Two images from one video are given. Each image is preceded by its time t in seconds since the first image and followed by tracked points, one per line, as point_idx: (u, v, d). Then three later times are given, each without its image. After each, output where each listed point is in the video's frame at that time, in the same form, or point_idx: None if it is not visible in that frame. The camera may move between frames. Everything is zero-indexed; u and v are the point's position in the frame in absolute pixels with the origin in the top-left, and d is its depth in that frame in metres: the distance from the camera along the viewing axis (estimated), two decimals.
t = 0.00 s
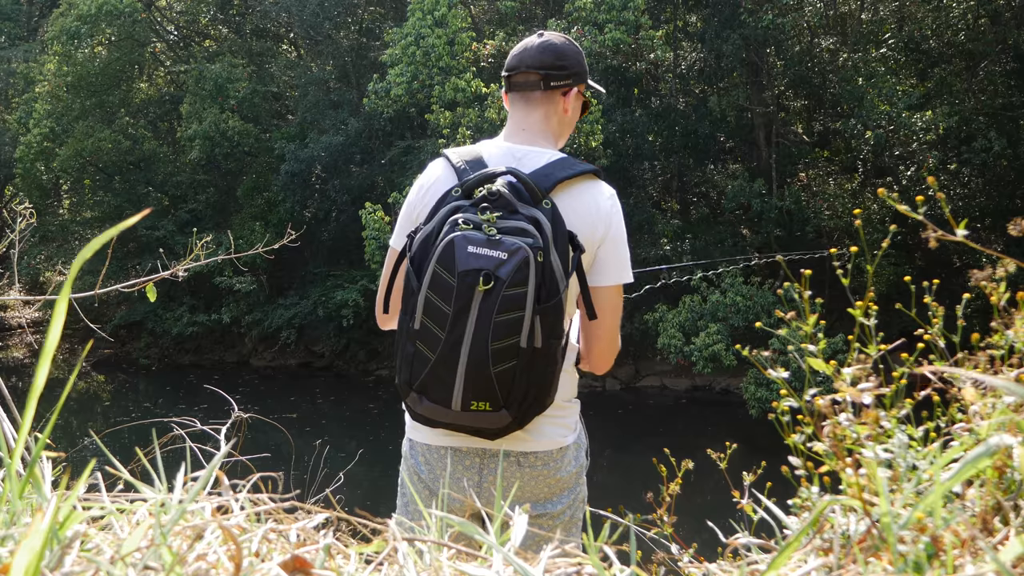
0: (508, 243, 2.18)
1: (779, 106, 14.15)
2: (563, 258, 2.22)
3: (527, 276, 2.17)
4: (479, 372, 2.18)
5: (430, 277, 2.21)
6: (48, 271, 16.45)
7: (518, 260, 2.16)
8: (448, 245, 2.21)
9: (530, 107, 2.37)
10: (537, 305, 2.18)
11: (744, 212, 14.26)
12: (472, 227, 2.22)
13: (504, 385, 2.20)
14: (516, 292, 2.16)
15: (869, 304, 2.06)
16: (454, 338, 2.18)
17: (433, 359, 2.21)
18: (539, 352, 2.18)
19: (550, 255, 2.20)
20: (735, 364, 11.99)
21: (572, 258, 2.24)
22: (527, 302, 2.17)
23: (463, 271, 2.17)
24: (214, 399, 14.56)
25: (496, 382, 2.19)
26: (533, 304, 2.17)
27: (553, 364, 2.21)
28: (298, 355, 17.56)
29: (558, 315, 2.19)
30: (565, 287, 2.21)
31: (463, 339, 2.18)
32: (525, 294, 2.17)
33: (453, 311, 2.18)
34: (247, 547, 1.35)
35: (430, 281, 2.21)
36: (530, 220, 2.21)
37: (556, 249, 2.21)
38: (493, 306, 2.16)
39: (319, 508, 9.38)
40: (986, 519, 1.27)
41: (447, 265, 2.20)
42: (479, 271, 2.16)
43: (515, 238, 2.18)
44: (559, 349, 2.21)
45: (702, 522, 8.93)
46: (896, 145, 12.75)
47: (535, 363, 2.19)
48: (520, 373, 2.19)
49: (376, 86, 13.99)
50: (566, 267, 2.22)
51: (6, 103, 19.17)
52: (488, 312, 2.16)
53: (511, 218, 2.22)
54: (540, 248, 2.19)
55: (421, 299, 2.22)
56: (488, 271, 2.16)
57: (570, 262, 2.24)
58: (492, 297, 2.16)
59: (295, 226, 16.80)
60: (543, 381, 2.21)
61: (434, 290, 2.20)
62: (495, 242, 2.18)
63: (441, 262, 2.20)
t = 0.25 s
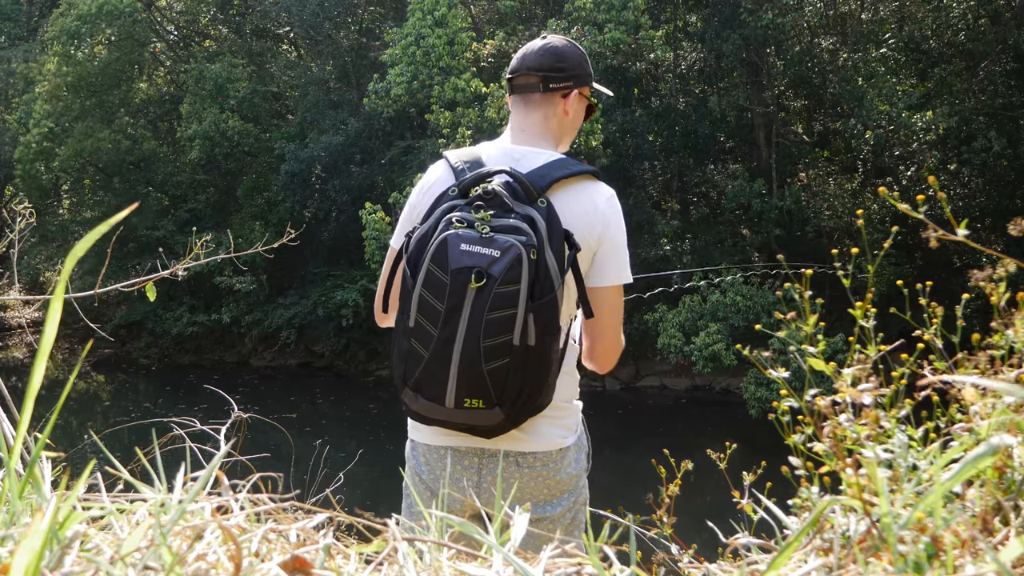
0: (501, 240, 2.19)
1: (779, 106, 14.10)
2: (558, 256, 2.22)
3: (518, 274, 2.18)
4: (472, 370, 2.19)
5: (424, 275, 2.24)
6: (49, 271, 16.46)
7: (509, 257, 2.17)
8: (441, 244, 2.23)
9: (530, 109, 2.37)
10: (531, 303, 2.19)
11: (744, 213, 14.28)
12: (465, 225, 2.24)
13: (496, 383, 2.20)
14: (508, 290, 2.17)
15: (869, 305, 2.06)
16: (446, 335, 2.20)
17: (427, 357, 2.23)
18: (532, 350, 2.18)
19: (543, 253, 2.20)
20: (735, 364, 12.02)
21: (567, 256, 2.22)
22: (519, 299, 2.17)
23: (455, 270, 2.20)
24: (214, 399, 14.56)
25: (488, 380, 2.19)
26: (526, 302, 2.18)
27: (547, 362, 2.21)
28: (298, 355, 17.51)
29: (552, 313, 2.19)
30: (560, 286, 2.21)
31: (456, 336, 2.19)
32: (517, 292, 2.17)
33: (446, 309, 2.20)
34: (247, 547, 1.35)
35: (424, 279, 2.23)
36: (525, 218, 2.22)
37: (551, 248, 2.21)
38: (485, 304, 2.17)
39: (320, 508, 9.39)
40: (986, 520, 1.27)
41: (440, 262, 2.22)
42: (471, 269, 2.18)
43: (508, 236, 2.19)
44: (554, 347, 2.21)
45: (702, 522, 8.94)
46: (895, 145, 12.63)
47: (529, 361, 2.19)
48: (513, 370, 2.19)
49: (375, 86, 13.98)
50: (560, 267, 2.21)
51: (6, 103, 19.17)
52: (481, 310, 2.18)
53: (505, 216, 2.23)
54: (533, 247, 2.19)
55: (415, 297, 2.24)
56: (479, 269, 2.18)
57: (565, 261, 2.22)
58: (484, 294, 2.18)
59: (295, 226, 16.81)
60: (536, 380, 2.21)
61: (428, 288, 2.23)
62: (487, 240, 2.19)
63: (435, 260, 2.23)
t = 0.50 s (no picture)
0: (500, 239, 2.20)
1: (779, 105, 14.04)
2: (558, 254, 2.22)
3: (517, 271, 2.18)
4: (470, 367, 2.20)
5: (423, 273, 2.25)
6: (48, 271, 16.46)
7: (508, 255, 2.18)
8: (440, 241, 2.24)
9: (534, 111, 2.37)
10: (530, 300, 2.19)
11: (744, 212, 14.17)
12: (465, 223, 2.25)
13: (495, 381, 2.21)
14: (506, 288, 2.18)
15: (870, 305, 2.05)
16: (445, 333, 2.21)
17: (426, 354, 2.24)
18: (531, 348, 2.19)
19: (543, 252, 2.21)
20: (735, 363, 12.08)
21: (567, 254, 2.22)
22: (518, 297, 2.18)
23: (454, 266, 2.20)
24: (214, 399, 14.56)
25: (487, 377, 2.20)
26: (525, 300, 2.18)
27: (548, 360, 2.21)
28: (298, 355, 17.48)
29: (551, 311, 2.20)
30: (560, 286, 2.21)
31: (454, 334, 2.20)
32: (516, 290, 2.18)
33: (445, 306, 2.21)
34: (246, 547, 1.35)
35: (422, 277, 2.24)
36: (525, 217, 2.22)
37: (551, 246, 2.21)
38: (483, 300, 2.18)
39: (319, 509, 9.39)
40: (986, 520, 1.26)
41: (439, 260, 2.23)
42: (470, 265, 2.19)
43: (507, 234, 2.20)
44: (554, 345, 2.21)
45: (702, 523, 8.93)
46: (896, 145, 12.54)
47: (528, 358, 2.20)
48: (513, 368, 2.20)
49: (375, 85, 13.96)
50: (561, 266, 2.22)
51: (5, 103, 19.16)
52: (480, 307, 2.19)
53: (505, 214, 2.24)
54: (533, 245, 2.20)
55: (415, 294, 2.25)
56: (478, 266, 2.19)
57: (566, 258, 2.23)
58: (483, 291, 2.18)
59: (295, 226, 16.80)
60: (536, 379, 2.21)
61: (427, 286, 2.23)
62: (486, 238, 2.20)
63: (434, 258, 2.24)
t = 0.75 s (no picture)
0: (504, 239, 2.22)
1: (779, 105, 14.00)
2: (562, 255, 2.24)
3: (521, 272, 2.20)
4: (474, 368, 2.22)
5: (428, 274, 2.27)
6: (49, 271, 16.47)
7: (512, 255, 2.20)
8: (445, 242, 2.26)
9: (543, 113, 2.38)
10: (534, 301, 2.22)
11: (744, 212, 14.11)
12: (470, 224, 2.27)
13: (499, 381, 2.23)
14: (510, 288, 2.20)
15: (871, 305, 2.06)
16: (449, 333, 2.23)
17: (430, 354, 2.26)
18: (535, 349, 2.21)
19: (547, 253, 2.22)
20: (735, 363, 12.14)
21: (571, 256, 2.24)
22: (522, 298, 2.20)
23: (458, 267, 2.23)
24: (214, 399, 14.56)
25: (491, 377, 2.23)
26: (529, 301, 2.21)
27: (552, 361, 2.23)
28: (298, 355, 17.47)
29: (555, 311, 2.22)
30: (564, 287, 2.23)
31: (458, 334, 2.22)
32: (520, 291, 2.20)
33: (449, 307, 2.23)
34: (247, 547, 1.35)
35: (427, 278, 2.27)
36: (529, 218, 2.24)
37: (555, 247, 2.23)
38: (487, 301, 2.20)
39: (319, 508, 9.39)
40: (986, 520, 1.26)
41: (443, 260, 2.25)
42: (474, 266, 2.21)
43: (511, 235, 2.22)
44: (558, 346, 2.23)
45: (702, 523, 8.94)
46: (895, 145, 12.69)
47: (532, 359, 2.22)
48: (516, 368, 2.22)
49: (375, 85, 13.95)
50: (566, 266, 2.23)
51: (5, 102, 19.17)
52: (483, 308, 2.21)
53: (509, 216, 2.26)
54: (537, 246, 2.22)
55: (419, 294, 2.27)
56: (482, 267, 2.21)
57: (570, 259, 2.25)
58: (487, 292, 2.21)
59: (295, 226, 16.80)
60: (540, 380, 2.24)
61: (432, 286, 2.26)
62: (490, 239, 2.22)
63: (439, 259, 2.26)
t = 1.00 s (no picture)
0: (514, 237, 2.23)
1: (779, 106, 14.00)
2: (571, 255, 2.26)
3: (530, 270, 2.22)
4: (482, 364, 2.23)
5: (437, 271, 2.28)
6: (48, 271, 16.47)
7: (522, 253, 2.21)
8: (455, 238, 2.28)
9: (560, 120, 2.45)
10: (543, 299, 2.23)
11: (744, 212, 14.28)
12: (479, 222, 2.29)
13: (506, 379, 2.24)
14: (520, 285, 2.22)
15: (871, 305, 2.05)
16: (457, 330, 2.24)
17: (437, 351, 2.27)
18: (543, 347, 2.23)
19: (556, 252, 2.24)
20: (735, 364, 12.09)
21: (580, 256, 2.27)
22: (531, 295, 2.22)
23: (468, 263, 2.24)
24: (214, 399, 14.56)
25: (498, 374, 2.23)
26: (537, 298, 2.22)
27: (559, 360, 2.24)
28: (298, 355, 17.47)
29: (563, 310, 2.23)
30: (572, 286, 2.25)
31: (466, 331, 2.23)
32: (529, 288, 2.22)
33: (457, 303, 2.24)
34: (246, 547, 1.35)
35: (436, 275, 2.27)
36: (538, 217, 2.27)
37: (563, 246, 2.25)
38: (497, 298, 2.22)
39: (319, 509, 9.40)
40: (986, 520, 1.26)
41: (452, 257, 2.27)
42: (483, 263, 2.23)
43: (521, 233, 2.24)
44: (565, 345, 2.25)
45: (702, 523, 8.95)
46: (896, 145, 12.64)
47: (539, 357, 2.24)
48: (524, 365, 2.23)
49: (375, 85, 13.93)
50: (574, 266, 2.26)
51: (5, 103, 19.17)
52: (491, 305, 2.22)
53: (519, 215, 2.28)
54: (546, 245, 2.24)
55: (427, 291, 2.28)
56: (491, 263, 2.22)
57: (578, 259, 2.27)
58: (495, 289, 2.22)
59: (295, 226, 16.80)
60: (546, 378, 2.25)
61: (440, 283, 2.26)
62: (500, 236, 2.24)
63: (447, 255, 2.27)
